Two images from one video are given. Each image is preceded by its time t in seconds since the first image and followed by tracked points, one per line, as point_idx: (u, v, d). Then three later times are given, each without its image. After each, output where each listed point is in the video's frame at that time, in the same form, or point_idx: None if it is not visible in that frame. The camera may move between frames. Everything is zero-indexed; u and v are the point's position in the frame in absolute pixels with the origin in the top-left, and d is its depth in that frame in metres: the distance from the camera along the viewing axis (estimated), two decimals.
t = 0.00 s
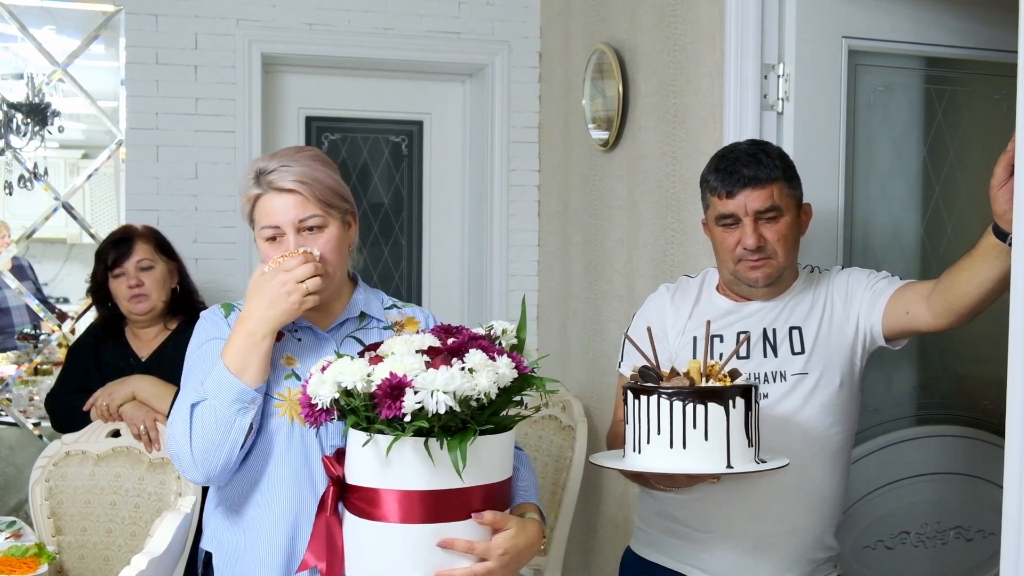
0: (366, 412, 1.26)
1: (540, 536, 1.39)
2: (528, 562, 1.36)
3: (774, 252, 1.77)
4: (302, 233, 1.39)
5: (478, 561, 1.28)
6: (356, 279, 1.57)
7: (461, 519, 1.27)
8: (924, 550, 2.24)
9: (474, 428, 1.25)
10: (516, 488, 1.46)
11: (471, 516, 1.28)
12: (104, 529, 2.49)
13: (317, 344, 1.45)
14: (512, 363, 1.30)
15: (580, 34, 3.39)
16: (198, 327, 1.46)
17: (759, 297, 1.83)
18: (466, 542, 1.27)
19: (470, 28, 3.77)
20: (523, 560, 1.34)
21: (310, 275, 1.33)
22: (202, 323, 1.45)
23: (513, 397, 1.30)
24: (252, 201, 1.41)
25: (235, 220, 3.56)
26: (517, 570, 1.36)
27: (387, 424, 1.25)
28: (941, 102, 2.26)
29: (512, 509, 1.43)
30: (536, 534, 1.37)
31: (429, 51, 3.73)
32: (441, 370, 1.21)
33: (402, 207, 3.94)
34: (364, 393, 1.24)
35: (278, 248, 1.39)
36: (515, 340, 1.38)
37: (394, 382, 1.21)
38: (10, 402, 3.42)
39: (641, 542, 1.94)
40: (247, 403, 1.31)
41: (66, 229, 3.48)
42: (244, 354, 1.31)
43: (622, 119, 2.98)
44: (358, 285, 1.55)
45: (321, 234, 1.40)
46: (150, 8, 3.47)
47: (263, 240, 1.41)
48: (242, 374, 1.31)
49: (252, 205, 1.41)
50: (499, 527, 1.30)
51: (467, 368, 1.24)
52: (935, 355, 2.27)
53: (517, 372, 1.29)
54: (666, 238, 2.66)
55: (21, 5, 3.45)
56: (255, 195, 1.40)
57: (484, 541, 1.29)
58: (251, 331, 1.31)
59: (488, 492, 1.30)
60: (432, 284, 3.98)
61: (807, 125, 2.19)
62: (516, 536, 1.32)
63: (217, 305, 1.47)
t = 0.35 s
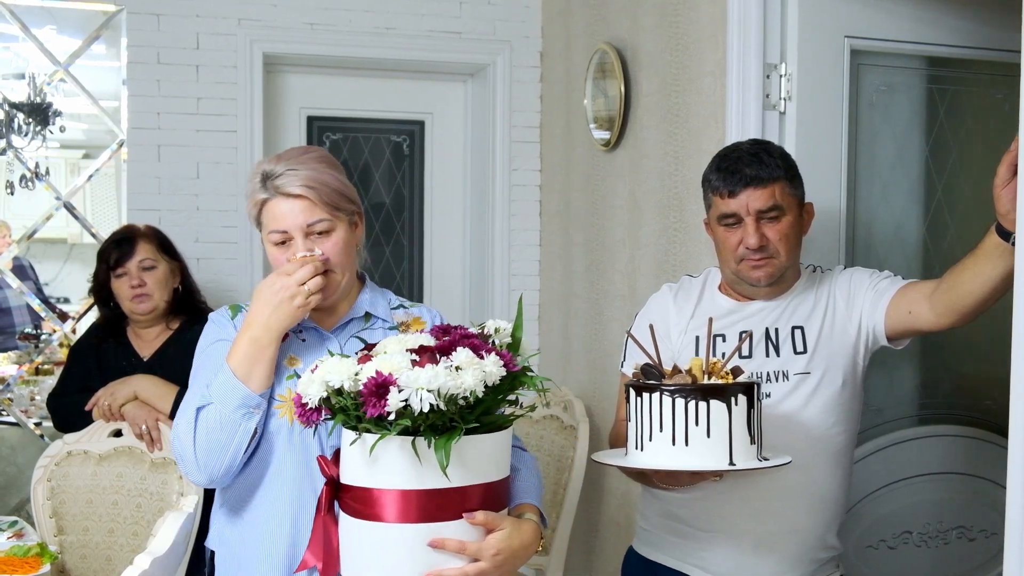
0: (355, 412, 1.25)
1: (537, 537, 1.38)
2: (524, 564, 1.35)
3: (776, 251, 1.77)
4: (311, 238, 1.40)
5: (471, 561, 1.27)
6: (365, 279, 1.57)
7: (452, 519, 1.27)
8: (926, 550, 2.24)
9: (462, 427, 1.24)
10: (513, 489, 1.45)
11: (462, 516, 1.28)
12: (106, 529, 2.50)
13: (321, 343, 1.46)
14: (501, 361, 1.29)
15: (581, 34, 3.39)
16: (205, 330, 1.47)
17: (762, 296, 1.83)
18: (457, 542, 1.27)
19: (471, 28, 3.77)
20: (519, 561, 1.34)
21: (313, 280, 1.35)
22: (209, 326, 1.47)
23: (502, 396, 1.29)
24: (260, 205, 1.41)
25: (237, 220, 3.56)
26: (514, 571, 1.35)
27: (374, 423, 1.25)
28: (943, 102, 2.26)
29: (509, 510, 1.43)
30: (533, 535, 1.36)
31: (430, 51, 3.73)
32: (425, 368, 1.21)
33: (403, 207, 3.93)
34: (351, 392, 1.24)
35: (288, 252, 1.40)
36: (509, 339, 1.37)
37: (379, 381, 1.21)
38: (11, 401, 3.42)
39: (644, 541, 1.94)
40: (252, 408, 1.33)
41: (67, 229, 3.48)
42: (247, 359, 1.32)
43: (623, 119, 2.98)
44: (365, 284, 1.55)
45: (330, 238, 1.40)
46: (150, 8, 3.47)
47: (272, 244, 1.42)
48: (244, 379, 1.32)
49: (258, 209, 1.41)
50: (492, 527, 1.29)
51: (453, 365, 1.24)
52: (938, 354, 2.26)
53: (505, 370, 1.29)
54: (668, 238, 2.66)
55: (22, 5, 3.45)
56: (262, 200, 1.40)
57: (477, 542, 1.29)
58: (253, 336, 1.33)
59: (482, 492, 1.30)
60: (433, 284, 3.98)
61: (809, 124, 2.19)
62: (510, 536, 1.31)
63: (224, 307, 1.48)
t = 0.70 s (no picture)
0: (373, 412, 1.26)
1: (561, 528, 1.38)
2: (549, 555, 1.36)
3: (779, 252, 1.77)
4: (326, 243, 1.42)
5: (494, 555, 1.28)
6: (386, 277, 1.60)
7: (474, 514, 1.28)
8: (927, 550, 2.24)
9: (477, 423, 1.25)
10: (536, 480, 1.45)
11: (483, 510, 1.28)
12: (108, 528, 2.51)
13: (345, 345, 1.50)
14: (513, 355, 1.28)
15: (582, 34, 3.39)
16: (234, 334, 1.52)
17: (763, 296, 1.83)
18: (479, 536, 1.28)
19: (472, 28, 3.77)
20: (544, 552, 1.34)
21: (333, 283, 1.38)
22: (239, 331, 1.51)
23: (518, 390, 1.30)
24: (277, 211, 1.43)
25: (237, 220, 3.56)
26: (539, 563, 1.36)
27: (391, 423, 1.26)
28: (943, 102, 2.26)
29: (533, 502, 1.43)
30: (557, 526, 1.36)
31: (431, 51, 3.73)
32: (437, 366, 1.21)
33: (404, 207, 3.94)
34: (369, 394, 1.26)
35: (305, 258, 1.42)
36: (525, 332, 1.37)
37: (394, 381, 1.22)
38: (11, 401, 3.42)
39: (645, 541, 1.94)
40: (286, 413, 1.37)
41: (67, 228, 3.48)
42: (280, 367, 1.36)
43: (624, 119, 2.99)
44: (386, 283, 1.58)
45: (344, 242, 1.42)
46: (151, 8, 3.47)
47: (291, 250, 1.44)
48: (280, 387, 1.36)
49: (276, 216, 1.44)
50: (513, 520, 1.30)
51: (466, 363, 1.24)
52: (938, 354, 2.26)
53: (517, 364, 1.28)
54: (668, 238, 2.66)
55: (23, 5, 3.45)
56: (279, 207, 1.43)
57: (500, 534, 1.30)
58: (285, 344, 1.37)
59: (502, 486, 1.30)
60: (433, 283, 3.99)
61: (810, 124, 2.19)
62: (533, 528, 1.31)
63: (252, 313, 1.53)
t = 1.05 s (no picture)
0: (398, 411, 1.31)
1: (584, 519, 1.44)
2: (572, 546, 1.42)
3: (779, 251, 1.77)
4: (342, 244, 1.46)
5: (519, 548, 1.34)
6: (403, 278, 1.64)
7: (499, 509, 1.34)
8: (927, 549, 2.24)
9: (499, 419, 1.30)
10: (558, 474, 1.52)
11: (508, 505, 1.35)
12: (107, 528, 2.51)
13: (366, 347, 1.54)
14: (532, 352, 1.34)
15: (582, 34, 3.40)
16: (257, 340, 1.55)
17: (763, 296, 1.83)
18: (505, 530, 1.34)
19: (472, 28, 3.77)
20: (567, 544, 1.40)
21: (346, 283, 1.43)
22: (261, 336, 1.55)
23: (537, 386, 1.35)
24: (295, 213, 1.48)
25: (237, 219, 3.56)
26: (563, 554, 1.42)
27: (415, 422, 1.31)
28: (943, 102, 2.26)
29: (556, 496, 1.48)
30: (579, 518, 1.42)
31: (431, 50, 3.73)
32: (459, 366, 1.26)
33: (403, 207, 3.94)
34: (392, 394, 1.30)
35: (321, 258, 1.47)
36: (541, 330, 1.43)
37: (417, 382, 1.27)
38: (11, 401, 3.42)
39: (645, 540, 1.94)
40: (313, 414, 1.40)
41: (67, 228, 3.48)
42: (302, 369, 1.40)
43: (623, 118, 2.99)
44: (403, 283, 1.62)
45: (360, 242, 1.46)
46: (151, 8, 3.48)
47: (308, 250, 1.49)
48: (303, 390, 1.39)
49: (295, 217, 1.49)
50: (537, 513, 1.36)
51: (486, 361, 1.29)
52: (938, 353, 2.26)
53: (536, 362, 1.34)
54: (668, 238, 2.66)
55: (23, 5, 3.45)
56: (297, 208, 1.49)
57: (524, 527, 1.36)
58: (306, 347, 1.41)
59: (523, 481, 1.36)
60: (433, 284, 3.98)
61: (810, 123, 2.19)
62: (555, 521, 1.38)
63: (273, 317, 1.56)
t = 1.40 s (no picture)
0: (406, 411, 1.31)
1: (591, 517, 1.43)
2: (580, 544, 1.42)
3: (778, 251, 1.77)
4: (342, 239, 1.47)
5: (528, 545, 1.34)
6: (408, 280, 1.65)
7: (507, 506, 1.34)
8: (927, 549, 2.24)
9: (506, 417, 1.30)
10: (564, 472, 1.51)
11: (515, 502, 1.35)
12: (107, 528, 2.51)
13: (372, 349, 1.54)
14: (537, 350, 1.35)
15: (581, 34, 3.40)
16: (264, 346, 1.55)
17: (763, 296, 1.83)
18: (512, 527, 1.34)
19: (471, 28, 3.77)
20: (575, 542, 1.40)
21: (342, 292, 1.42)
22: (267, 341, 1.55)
23: (543, 384, 1.36)
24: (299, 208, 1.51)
25: (237, 220, 3.56)
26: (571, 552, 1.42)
27: (423, 421, 1.31)
28: (942, 102, 2.27)
29: (563, 493, 1.48)
30: (586, 516, 1.42)
31: (431, 50, 3.73)
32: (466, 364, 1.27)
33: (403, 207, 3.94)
34: (400, 394, 1.31)
35: (321, 253, 1.48)
36: (545, 329, 1.44)
37: (425, 380, 1.27)
38: (10, 401, 3.42)
39: (645, 540, 1.94)
40: (316, 422, 1.40)
41: (67, 228, 3.48)
42: (302, 380, 1.40)
43: (623, 118, 2.99)
44: (409, 284, 1.62)
45: (359, 238, 1.48)
46: (150, 8, 3.48)
47: (309, 245, 1.51)
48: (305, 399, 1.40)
49: (300, 212, 1.52)
50: (544, 510, 1.36)
51: (493, 359, 1.30)
52: (937, 353, 2.27)
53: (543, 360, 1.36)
54: (667, 238, 2.66)
55: (22, 5, 3.44)
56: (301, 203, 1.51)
57: (532, 525, 1.36)
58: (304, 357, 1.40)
59: (530, 479, 1.36)
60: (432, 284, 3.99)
61: (809, 123, 2.19)
62: (563, 518, 1.38)
63: (279, 322, 1.56)
